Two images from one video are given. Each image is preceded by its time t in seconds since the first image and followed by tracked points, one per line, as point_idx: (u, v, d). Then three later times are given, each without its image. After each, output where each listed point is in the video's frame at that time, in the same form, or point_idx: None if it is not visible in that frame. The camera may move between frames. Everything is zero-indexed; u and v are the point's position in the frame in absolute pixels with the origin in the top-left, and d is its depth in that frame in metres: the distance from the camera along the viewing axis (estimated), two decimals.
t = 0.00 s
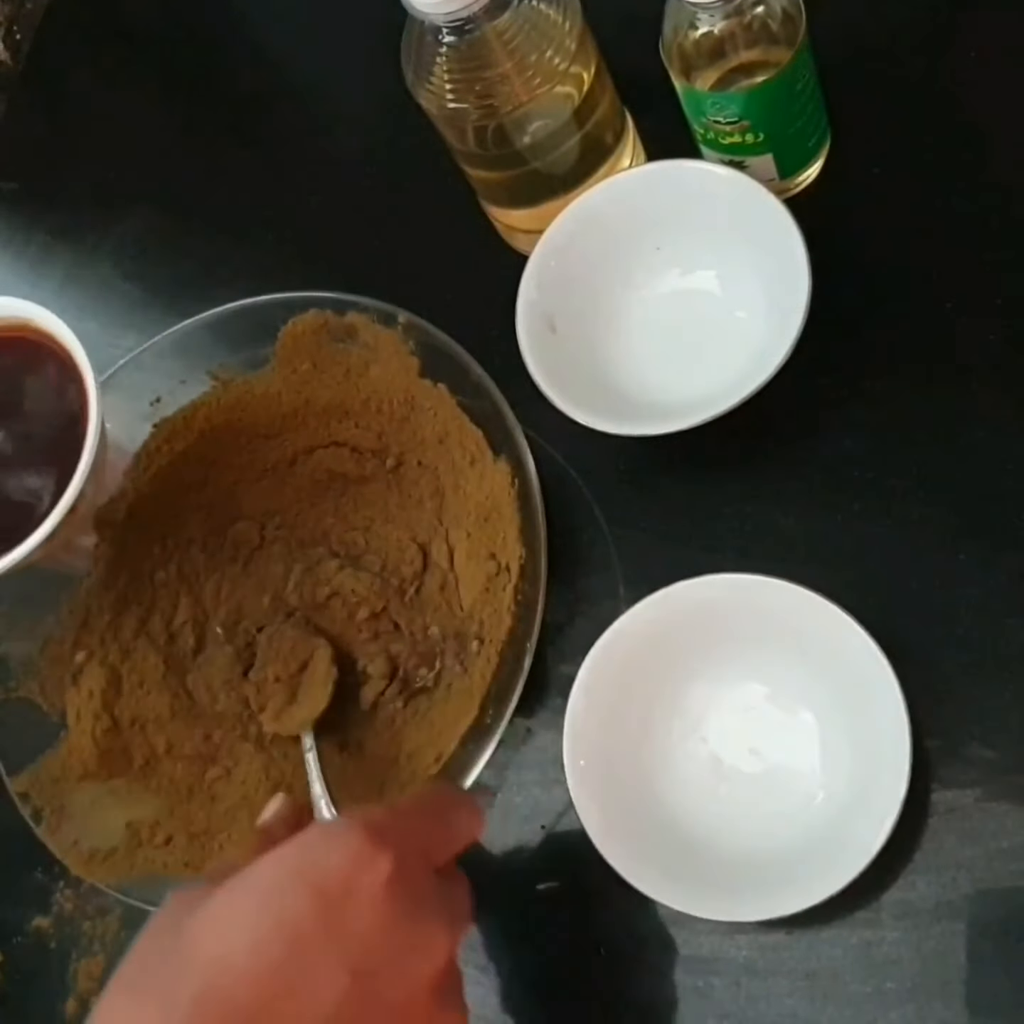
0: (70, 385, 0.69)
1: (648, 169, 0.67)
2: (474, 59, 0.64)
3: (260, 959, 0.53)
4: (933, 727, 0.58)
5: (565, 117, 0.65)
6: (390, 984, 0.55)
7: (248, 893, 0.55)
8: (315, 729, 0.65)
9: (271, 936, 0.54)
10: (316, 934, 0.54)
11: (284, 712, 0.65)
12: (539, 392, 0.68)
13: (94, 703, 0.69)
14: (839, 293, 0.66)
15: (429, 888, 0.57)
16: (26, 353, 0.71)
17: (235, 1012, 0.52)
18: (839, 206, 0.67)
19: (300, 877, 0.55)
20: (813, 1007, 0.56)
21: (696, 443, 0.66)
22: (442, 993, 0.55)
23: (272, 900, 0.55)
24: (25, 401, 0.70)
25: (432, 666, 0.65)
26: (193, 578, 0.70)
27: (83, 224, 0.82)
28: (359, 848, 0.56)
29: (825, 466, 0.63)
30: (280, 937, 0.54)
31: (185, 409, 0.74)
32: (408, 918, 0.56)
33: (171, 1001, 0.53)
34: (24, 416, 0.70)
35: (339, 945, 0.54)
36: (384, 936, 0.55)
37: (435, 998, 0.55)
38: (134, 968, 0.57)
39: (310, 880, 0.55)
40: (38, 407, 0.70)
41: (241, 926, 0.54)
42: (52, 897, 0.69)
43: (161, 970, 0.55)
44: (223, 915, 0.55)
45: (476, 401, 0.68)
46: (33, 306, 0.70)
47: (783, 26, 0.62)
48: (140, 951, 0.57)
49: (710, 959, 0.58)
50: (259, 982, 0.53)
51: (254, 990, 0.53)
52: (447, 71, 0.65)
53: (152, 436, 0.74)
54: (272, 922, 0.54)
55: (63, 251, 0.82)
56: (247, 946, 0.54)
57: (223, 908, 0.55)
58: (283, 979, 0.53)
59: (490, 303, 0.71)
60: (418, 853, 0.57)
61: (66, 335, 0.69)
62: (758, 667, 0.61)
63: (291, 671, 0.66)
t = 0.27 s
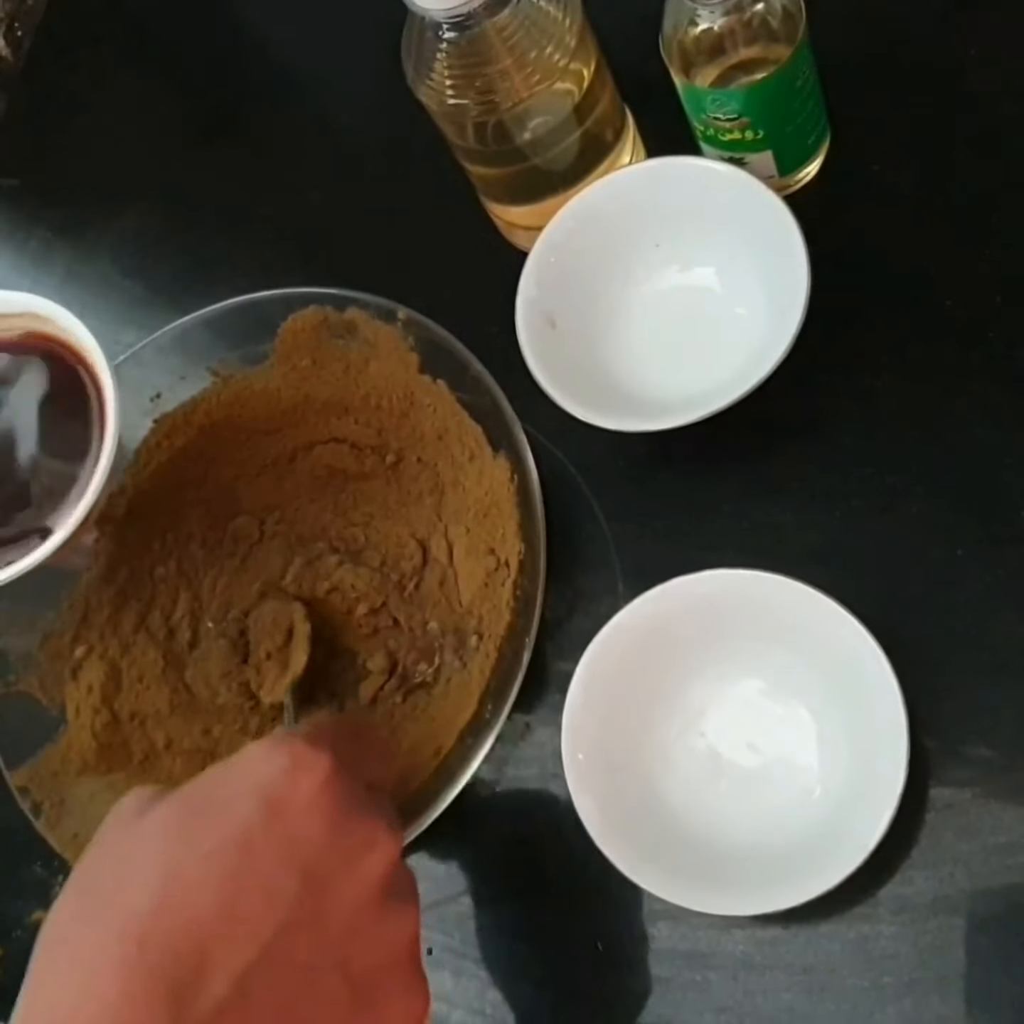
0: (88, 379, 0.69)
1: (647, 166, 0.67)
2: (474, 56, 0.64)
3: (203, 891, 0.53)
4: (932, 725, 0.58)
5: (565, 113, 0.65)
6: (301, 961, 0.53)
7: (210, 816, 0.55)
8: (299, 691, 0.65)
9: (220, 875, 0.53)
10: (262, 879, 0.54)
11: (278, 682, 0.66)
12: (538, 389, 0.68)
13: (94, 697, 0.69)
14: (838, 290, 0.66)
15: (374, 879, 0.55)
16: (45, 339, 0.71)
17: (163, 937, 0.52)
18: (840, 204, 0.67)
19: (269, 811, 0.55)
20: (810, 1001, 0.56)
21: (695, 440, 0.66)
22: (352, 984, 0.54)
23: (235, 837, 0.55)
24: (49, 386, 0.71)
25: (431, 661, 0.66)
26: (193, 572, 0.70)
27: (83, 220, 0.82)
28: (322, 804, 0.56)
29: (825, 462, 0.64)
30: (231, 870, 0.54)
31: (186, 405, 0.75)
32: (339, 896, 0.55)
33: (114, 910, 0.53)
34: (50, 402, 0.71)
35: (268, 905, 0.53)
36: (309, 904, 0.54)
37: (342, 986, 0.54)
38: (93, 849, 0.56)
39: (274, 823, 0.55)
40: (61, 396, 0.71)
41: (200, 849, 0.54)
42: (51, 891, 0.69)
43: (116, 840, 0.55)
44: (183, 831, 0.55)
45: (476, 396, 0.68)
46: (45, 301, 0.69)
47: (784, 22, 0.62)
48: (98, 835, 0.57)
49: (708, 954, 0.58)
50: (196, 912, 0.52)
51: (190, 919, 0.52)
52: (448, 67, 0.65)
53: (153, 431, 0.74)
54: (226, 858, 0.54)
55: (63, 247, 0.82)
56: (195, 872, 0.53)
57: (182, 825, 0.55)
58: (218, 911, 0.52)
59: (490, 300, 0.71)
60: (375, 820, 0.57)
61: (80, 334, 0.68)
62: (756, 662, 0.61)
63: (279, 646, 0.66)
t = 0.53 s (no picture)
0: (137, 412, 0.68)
1: (646, 163, 0.67)
2: (474, 53, 0.64)
3: (272, 929, 0.54)
4: (930, 725, 0.58)
5: (565, 110, 0.65)
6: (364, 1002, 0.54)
7: (282, 850, 0.57)
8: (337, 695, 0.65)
9: (291, 914, 0.55)
10: (336, 921, 0.55)
11: (309, 688, 0.65)
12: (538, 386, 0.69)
13: (93, 693, 0.69)
14: (837, 288, 0.66)
15: (438, 924, 0.56)
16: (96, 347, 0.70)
17: (232, 968, 0.53)
18: (839, 202, 0.67)
19: (342, 851, 0.56)
20: (807, 999, 0.56)
21: (694, 437, 0.66)
22: None
23: (308, 877, 0.56)
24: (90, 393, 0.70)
25: (430, 657, 0.66)
26: (191, 570, 0.70)
27: (85, 218, 0.82)
28: (391, 848, 0.57)
29: (824, 460, 0.64)
30: (306, 912, 0.55)
31: (185, 401, 0.74)
32: (405, 941, 0.56)
33: (180, 935, 0.54)
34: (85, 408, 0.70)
35: (335, 942, 0.54)
36: (374, 947, 0.55)
37: None
38: (161, 854, 0.58)
39: (346, 861, 0.56)
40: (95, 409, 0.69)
41: (268, 884, 0.56)
42: (50, 886, 0.69)
43: (188, 862, 0.57)
44: (250, 863, 0.56)
45: (475, 393, 0.68)
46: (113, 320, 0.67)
47: (783, 19, 0.62)
48: (164, 833, 0.59)
49: (705, 950, 0.58)
50: (259, 945, 0.54)
51: (260, 955, 0.53)
52: (448, 64, 0.65)
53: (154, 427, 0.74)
54: (297, 895, 0.55)
55: (65, 244, 0.82)
56: (254, 899, 0.55)
57: (252, 857, 0.56)
58: (283, 946, 0.54)
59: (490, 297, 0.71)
60: (443, 866, 0.57)
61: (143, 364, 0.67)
62: (753, 658, 0.61)
63: (315, 647, 0.66)
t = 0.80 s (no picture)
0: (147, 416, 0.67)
1: (647, 165, 0.67)
2: (475, 55, 0.64)
3: (233, 922, 0.52)
4: (931, 726, 0.58)
5: (565, 111, 0.65)
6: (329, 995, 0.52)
7: (239, 845, 0.55)
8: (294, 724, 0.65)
9: (251, 907, 0.53)
10: (296, 913, 0.53)
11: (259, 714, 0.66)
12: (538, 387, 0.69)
13: (93, 694, 0.69)
14: (838, 289, 0.66)
15: (400, 908, 0.55)
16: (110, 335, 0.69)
17: (194, 968, 0.51)
18: (839, 204, 0.68)
19: (298, 840, 0.55)
20: (807, 999, 0.56)
21: (695, 439, 0.66)
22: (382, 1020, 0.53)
23: (267, 869, 0.54)
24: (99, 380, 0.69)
25: (430, 658, 0.66)
26: (189, 573, 0.70)
27: (86, 219, 0.82)
28: (347, 836, 0.55)
29: (825, 460, 0.64)
30: (268, 904, 0.53)
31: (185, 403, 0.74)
32: (365, 929, 0.54)
33: (141, 939, 0.52)
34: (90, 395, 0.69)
35: (298, 934, 0.53)
36: (335, 936, 0.53)
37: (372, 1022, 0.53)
38: (117, 869, 0.56)
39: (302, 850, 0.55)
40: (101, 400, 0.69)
41: (227, 881, 0.54)
42: (50, 887, 0.69)
43: (145, 869, 0.55)
44: (207, 861, 0.54)
45: (476, 395, 0.68)
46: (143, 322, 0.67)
47: (783, 21, 0.63)
48: (120, 847, 0.56)
49: (706, 951, 0.58)
50: (223, 941, 0.52)
51: (224, 950, 0.52)
52: (448, 66, 0.65)
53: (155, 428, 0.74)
54: (256, 887, 0.54)
55: (65, 245, 0.82)
56: (213, 893, 0.53)
57: (211, 853, 0.54)
58: (247, 939, 0.52)
59: (491, 299, 0.71)
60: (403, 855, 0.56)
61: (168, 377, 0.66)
62: (754, 658, 0.61)
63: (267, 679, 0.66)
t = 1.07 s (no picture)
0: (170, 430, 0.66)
1: (647, 167, 0.67)
2: (474, 57, 0.65)
3: (223, 844, 0.54)
4: (929, 727, 0.58)
5: (564, 113, 0.65)
6: (314, 912, 0.54)
7: (232, 767, 0.56)
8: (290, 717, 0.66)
9: (242, 828, 0.55)
10: (284, 836, 0.55)
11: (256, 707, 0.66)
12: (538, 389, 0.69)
13: (91, 694, 0.69)
14: (837, 292, 0.66)
15: (384, 830, 0.56)
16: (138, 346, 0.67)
17: (181, 896, 0.53)
18: (840, 206, 0.68)
19: (287, 764, 0.56)
20: (805, 1001, 0.56)
21: (693, 440, 0.66)
22: (366, 934, 0.55)
23: (256, 793, 0.55)
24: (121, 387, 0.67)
25: (427, 657, 0.65)
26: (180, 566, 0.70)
27: (87, 220, 0.82)
28: (336, 761, 0.56)
29: (825, 462, 0.64)
30: (257, 827, 0.55)
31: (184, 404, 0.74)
32: (350, 849, 0.55)
33: (134, 859, 0.54)
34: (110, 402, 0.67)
35: (286, 854, 0.54)
36: (321, 858, 0.55)
37: (357, 936, 0.55)
38: (113, 779, 0.57)
39: (287, 777, 0.56)
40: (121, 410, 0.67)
41: (218, 804, 0.55)
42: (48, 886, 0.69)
43: (136, 791, 0.56)
44: (198, 781, 0.55)
45: (475, 395, 0.68)
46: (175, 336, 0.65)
47: (782, 24, 0.63)
48: (114, 768, 0.57)
49: (704, 953, 0.58)
50: (209, 870, 0.54)
51: (215, 869, 0.54)
52: (447, 68, 0.65)
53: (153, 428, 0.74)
54: (246, 810, 0.55)
55: (68, 246, 0.82)
56: (196, 824, 0.54)
57: (202, 777, 0.56)
58: (238, 860, 0.54)
59: (490, 300, 0.71)
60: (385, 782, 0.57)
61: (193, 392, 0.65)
62: (753, 658, 0.61)
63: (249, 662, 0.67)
